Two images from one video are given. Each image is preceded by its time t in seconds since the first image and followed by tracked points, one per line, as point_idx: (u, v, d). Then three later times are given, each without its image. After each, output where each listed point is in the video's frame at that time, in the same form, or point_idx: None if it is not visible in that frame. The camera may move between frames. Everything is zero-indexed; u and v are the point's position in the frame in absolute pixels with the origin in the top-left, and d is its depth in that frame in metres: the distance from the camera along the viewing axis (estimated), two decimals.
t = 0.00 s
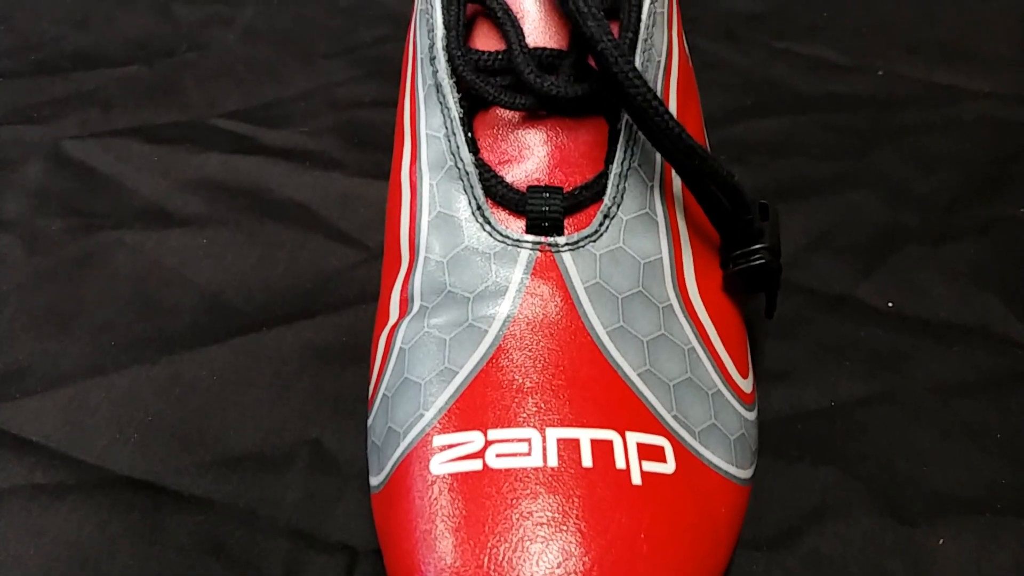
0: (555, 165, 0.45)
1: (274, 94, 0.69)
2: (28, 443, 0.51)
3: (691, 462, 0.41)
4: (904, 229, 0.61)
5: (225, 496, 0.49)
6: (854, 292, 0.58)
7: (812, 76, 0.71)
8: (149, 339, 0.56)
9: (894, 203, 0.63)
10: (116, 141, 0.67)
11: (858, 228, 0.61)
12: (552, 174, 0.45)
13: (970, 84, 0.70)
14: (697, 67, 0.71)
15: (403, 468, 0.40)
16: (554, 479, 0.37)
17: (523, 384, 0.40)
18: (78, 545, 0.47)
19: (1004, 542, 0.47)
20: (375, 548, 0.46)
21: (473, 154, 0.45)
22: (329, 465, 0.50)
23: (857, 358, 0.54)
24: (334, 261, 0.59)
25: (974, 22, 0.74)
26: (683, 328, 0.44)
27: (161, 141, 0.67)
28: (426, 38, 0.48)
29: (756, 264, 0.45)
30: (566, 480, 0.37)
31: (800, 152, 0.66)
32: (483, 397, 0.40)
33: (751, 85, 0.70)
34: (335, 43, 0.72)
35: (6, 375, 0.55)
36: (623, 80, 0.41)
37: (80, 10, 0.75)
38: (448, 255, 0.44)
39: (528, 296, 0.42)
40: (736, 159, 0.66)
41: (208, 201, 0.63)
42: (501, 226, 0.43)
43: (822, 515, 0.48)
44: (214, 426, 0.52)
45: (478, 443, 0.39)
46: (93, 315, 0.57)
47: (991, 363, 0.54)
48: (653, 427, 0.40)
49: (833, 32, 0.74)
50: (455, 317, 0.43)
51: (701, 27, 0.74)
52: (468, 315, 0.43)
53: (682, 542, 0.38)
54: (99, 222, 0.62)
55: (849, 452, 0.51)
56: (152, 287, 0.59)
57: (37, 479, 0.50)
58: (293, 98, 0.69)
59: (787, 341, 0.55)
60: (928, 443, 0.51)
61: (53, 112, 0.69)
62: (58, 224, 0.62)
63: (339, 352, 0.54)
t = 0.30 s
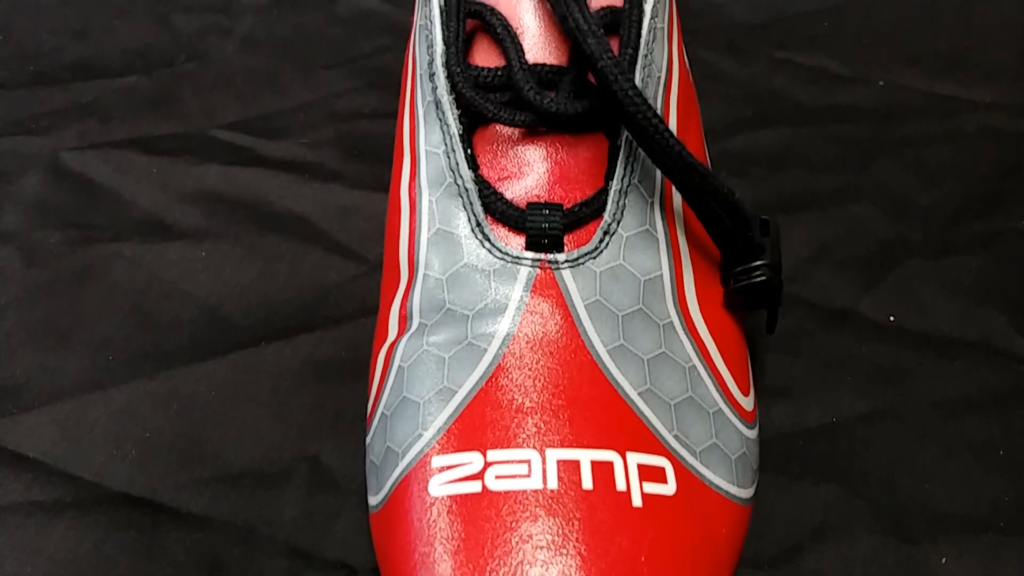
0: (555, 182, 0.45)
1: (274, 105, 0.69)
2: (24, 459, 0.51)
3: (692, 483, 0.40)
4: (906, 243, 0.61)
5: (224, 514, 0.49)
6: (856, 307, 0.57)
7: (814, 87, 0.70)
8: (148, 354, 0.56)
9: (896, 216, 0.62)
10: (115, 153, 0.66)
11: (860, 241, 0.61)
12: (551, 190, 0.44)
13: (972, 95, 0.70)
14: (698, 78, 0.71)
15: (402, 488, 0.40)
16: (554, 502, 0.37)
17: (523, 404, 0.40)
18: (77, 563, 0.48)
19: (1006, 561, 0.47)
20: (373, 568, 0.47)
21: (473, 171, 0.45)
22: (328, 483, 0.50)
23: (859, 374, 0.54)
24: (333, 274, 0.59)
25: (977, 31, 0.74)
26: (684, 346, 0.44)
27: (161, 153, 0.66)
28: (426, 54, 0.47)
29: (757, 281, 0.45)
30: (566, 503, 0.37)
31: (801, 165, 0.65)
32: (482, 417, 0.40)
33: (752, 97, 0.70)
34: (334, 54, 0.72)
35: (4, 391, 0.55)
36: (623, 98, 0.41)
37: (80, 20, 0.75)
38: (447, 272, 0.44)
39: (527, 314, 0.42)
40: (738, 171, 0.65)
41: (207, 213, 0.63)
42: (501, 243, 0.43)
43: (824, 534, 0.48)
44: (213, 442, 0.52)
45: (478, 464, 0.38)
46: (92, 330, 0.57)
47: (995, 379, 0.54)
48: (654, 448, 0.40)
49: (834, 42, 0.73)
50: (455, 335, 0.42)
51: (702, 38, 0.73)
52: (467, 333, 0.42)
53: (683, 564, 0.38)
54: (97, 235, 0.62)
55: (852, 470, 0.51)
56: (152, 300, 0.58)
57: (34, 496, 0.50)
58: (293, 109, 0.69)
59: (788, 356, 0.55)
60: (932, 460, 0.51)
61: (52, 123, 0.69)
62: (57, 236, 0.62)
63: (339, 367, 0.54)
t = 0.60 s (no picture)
0: (556, 214, 0.45)
1: (275, 127, 0.69)
2: (24, 489, 0.52)
3: (693, 519, 0.40)
4: (907, 269, 0.60)
5: (223, 544, 0.50)
6: (857, 333, 0.57)
7: (814, 109, 0.70)
8: (147, 380, 0.56)
9: (898, 241, 0.62)
10: (115, 175, 0.66)
11: (862, 267, 0.61)
12: (552, 222, 0.44)
13: (973, 117, 0.69)
14: (699, 99, 0.70)
15: (401, 525, 0.40)
16: (554, 541, 0.37)
17: (524, 440, 0.40)
18: None
19: None
20: None
21: (473, 203, 0.45)
22: (326, 512, 0.51)
23: (861, 403, 0.54)
24: (333, 299, 0.59)
25: (980, 51, 0.73)
26: (685, 379, 0.44)
27: (161, 176, 0.66)
28: (426, 86, 0.47)
29: (758, 313, 0.45)
30: (567, 542, 0.37)
31: (803, 189, 0.65)
32: (483, 453, 0.40)
33: (753, 119, 0.69)
34: (335, 74, 0.72)
35: (3, 419, 0.55)
36: (624, 134, 0.41)
37: (81, 40, 0.75)
38: (447, 305, 0.44)
39: (528, 348, 0.42)
40: (739, 194, 0.65)
41: (207, 237, 0.63)
42: (501, 276, 0.43)
43: (825, 566, 0.49)
44: (212, 471, 0.53)
45: (478, 502, 0.38)
46: (90, 356, 0.57)
47: (997, 408, 0.54)
48: (655, 485, 0.40)
49: (836, 62, 0.72)
50: (454, 369, 0.42)
51: (703, 59, 0.73)
52: (467, 367, 0.42)
53: None
54: (96, 259, 0.62)
55: (854, 501, 0.51)
56: (151, 326, 0.58)
57: (33, 526, 0.51)
58: (293, 131, 0.69)
59: (790, 384, 0.55)
60: (935, 491, 0.52)
61: (52, 145, 0.69)
62: (56, 260, 0.62)
63: (339, 395, 0.54)
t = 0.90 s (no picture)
0: (557, 244, 0.45)
1: (277, 149, 0.69)
2: (24, 515, 0.52)
3: (695, 553, 0.40)
4: (909, 293, 0.61)
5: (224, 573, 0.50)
6: (859, 359, 0.57)
7: (815, 131, 0.69)
8: (148, 406, 0.56)
9: (899, 265, 0.62)
10: (117, 198, 0.66)
11: (863, 292, 0.61)
12: (553, 252, 0.44)
13: (974, 139, 0.69)
14: (700, 120, 0.70)
15: (402, 558, 0.40)
16: None
17: (525, 474, 0.39)
18: None
19: None
20: None
21: (475, 234, 0.44)
22: (326, 541, 0.51)
23: (864, 431, 0.55)
24: (334, 323, 0.59)
25: (980, 71, 0.73)
26: (687, 411, 0.44)
27: (162, 199, 0.66)
28: (427, 117, 0.47)
29: (760, 343, 0.45)
30: None
31: (804, 212, 0.65)
32: (484, 486, 0.40)
33: (754, 141, 0.69)
34: (337, 96, 0.72)
35: (3, 444, 0.55)
36: (625, 168, 0.41)
37: (83, 60, 0.75)
38: (449, 335, 0.44)
39: (529, 379, 0.41)
40: (740, 217, 0.65)
41: (209, 260, 0.63)
42: (503, 306, 0.43)
43: None
44: (212, 499, 0.53)
45: (479, 537, 0.38)
46: (91, 381, 0.58)
47: (998, 436, 0.55)
48: (657, 518, 0.40)
49: (836, 83, 0.72)
50: (456, 401, 0.42)
51: (704, 79, 0.72)
52: (469, 398, 0.42)
53: None
54: (98, 282, 0.62)
55: (857, 529, 0.52)
56: (152, 351, 0.59)
57: (33, 554, 0.51)
58: (295, 153, 0.69)
59: (792, 411, 0.55)
60: (937, 520, 0.52)
61: (53, 167, 0.69)
62: (57, 284, 0.62)
63: (340, 421, 0.54)
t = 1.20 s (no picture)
0: (559, 267, 0.44)
1: (279, 167, 0.69)
2: (25, 538, 0.52)
3: None
4: (912, 312, 0.61)
5: None
6: (862, 380, 0.58)
7: (817, 148, 0.69)
8: (149, 428, 0.56)
9: (902, 283, 0.62)
10: (119, 217, 0.66)
11: (866, 311, 0.61)
12: (555, 275, 0.44)
13: (977, 155, 0.69)
14: (702, 137, 0.70)
15: None
16: None
17: (528, 501, 0.39)
18: None
19: None
20: None
21: (477, 257, 0.44)
22: (329, 565, 0.51)
23: (868, 452, 0.55)
24: (336, 342, 0.59)
25: (981, 86, 0.73)
26: (691, 436, 0.44)
27: (164, 216, 0.66)
28: (430, 141, 0.46)
29: (764, 367, 0.45)
30: None
31: (806, 230, 0.65)
32: (487, 514, 0.40)
33: (755, 158, 0.69)
34: (338, 113, 0.72)
35: (4, 467, 0.55)
36: (628, 194, 0.41)
37: (85, 77, 0.75)
38: (451, 359, 0.43)
39: (532, 405, 0.41)
40: (743, 235, 0.65)
41: (210, 279, 0.62)
42: (505, 330, 0.43)
43: None
44: (213, 522, 0.53)
45: (482, 565, 0.39)
46: (92, 402, 0.58)
47: (1003, 456, 0.55)
48: (660, 546, 0.40)
49: (838, 99, 0.72)
50: (458, 427, 0.42)
51: (705, 95, 0.72)
52: (471, 424, 0.42)
53: None
54: (99, 301, 0.62)
55: (861, 553, 0.52)
56: (153, 371, 0.59)
57: None
58: (297, 171, 0.69)
59: (796, 432, 0.55)
60: (941, 543, 0.52)
61: (55, 185, 0.69)
62: (59, 304, 0.62)
63: (341, 443, 0.54)
